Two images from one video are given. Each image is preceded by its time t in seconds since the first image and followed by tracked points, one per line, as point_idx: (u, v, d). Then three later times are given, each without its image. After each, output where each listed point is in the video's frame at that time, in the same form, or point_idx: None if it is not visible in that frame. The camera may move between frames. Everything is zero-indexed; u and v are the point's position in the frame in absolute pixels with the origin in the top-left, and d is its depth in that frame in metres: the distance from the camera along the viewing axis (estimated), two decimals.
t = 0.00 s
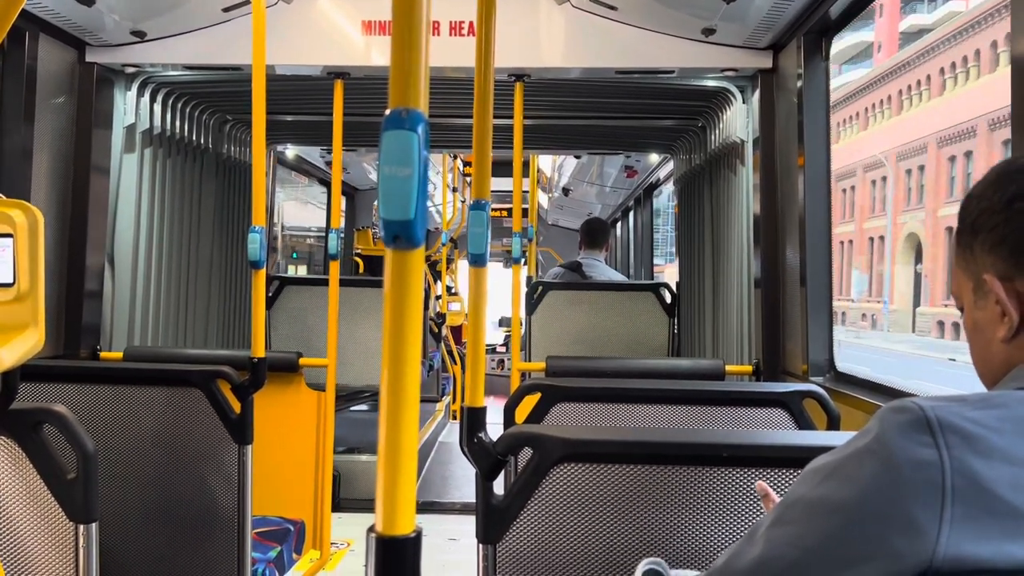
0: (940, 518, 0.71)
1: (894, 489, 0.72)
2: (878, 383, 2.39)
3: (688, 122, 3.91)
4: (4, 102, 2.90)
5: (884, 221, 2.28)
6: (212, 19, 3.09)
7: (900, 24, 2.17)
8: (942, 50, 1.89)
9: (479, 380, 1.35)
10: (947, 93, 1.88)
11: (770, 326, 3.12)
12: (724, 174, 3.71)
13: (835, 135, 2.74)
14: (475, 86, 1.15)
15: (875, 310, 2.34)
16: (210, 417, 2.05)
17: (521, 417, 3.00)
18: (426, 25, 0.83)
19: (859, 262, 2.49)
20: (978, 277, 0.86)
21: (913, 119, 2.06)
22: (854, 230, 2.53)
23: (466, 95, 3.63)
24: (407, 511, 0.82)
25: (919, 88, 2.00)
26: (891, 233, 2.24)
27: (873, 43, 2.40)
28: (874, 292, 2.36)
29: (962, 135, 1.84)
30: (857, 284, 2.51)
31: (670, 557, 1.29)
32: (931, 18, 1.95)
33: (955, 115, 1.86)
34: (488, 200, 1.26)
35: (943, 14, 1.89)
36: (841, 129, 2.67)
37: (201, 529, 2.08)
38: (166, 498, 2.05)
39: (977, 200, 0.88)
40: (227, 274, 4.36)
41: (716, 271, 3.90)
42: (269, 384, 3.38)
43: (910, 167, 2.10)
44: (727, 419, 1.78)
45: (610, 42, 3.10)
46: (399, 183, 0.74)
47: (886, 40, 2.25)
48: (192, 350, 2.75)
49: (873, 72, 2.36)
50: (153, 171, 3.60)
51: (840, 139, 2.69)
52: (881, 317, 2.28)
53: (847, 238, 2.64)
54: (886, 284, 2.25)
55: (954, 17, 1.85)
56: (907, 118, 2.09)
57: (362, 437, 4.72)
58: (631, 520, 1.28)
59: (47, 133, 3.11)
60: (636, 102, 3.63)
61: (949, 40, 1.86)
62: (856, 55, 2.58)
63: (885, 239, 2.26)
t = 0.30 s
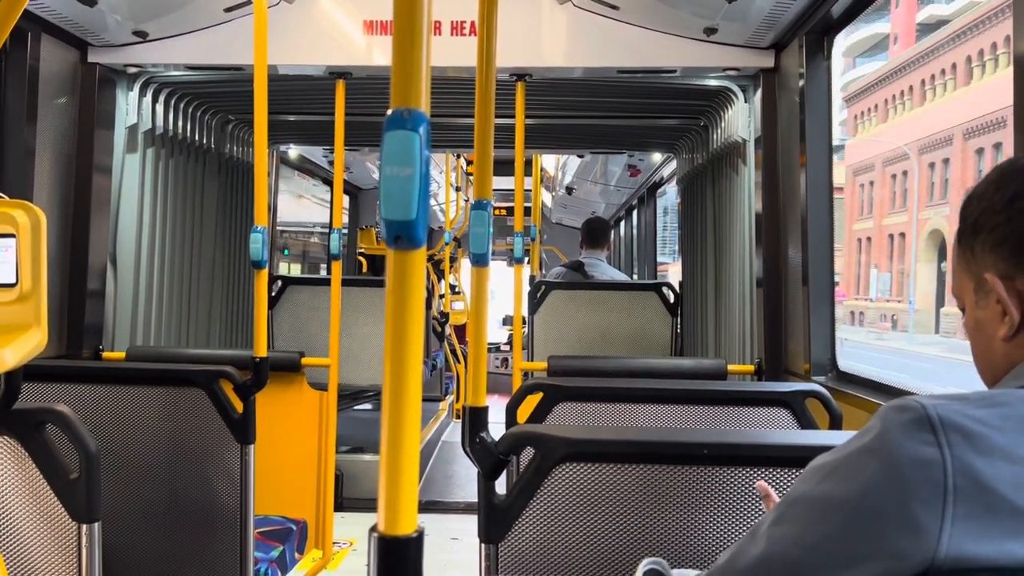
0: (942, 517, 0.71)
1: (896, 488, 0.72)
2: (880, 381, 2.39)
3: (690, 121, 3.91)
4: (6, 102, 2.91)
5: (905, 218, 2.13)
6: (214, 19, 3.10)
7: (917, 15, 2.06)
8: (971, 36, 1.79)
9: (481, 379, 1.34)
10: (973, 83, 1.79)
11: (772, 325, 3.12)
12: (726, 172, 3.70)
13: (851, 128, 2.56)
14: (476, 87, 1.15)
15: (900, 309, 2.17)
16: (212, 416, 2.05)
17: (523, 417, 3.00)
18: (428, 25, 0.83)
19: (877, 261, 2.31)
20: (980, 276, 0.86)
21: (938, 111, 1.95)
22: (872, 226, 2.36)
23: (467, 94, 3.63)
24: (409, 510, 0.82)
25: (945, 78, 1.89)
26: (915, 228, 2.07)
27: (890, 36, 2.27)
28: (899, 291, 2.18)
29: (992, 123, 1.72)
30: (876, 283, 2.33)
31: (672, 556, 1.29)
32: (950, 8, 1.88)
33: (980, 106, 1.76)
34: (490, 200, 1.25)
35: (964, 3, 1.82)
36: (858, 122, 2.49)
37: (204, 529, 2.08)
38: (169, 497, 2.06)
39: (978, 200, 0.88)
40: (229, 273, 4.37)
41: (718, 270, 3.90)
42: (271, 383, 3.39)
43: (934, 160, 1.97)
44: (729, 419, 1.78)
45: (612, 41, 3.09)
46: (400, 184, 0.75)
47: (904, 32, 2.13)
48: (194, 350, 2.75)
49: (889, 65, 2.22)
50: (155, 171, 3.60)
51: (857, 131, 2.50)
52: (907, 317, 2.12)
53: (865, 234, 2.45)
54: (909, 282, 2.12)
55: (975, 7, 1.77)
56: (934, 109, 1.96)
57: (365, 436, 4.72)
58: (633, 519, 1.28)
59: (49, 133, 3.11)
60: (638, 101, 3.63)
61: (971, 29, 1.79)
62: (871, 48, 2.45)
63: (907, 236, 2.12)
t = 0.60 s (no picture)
0: (945, 515, 0.71)
1: (900, 486, 0.71)
2: (884, 379, 2.38)
3: (693, 119, 3.90)
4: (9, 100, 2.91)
5: (929, 213, 2.08)
6: (216, 16, 3.10)
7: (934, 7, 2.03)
8: (985, 31, 1.78)
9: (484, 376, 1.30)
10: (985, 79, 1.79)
11: (776, 323, 3.11)
12: (730, 170, 3.69)
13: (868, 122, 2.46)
14: (480, 85, 1.14)
15: (921, 309, 2.11)
16: (215, 414, 2.05)
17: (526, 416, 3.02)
18: (430, 22, 0.83)
19: (897, 259, 2.25)
20: (984, 274, 0.86)
21: (963, 102, 1.90)
22: (891, 223, 2.30)
23: (470, 92, 3.64)
24: (412, 508, 0.82)
25: (971, 67, 1.85)
26: (940, 225, 2.03)
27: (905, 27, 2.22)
28: (921, 291, 2.12)
29: (1011, 117, 1.69)
30: (897, 283, 2.26)
31: (675, 555, 1.29)
32: None
33: (997, 101, 1.74)
34: (494, 197, 1.24)
35: None
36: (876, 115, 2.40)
37: (208, 527, 2.09)
38: (172, 495, 2.06)
39: (982, 196, 0.88)
40: (233, 272, 4.37)
41: (721, 268, 3.90)
42: (275, 382, 3.39)
43: (959, 154, 1.92)
44: (732, 417, 1.78)
45: (614, 39, 3.09)
46: (401, 181, 0.74)
47: (921, 23, 2.09)
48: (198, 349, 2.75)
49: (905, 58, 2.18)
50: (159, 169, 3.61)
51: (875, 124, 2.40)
52: (929, 318, 2.06)
53: (882, 232, 2.39)
54: (933, 281, 2.04)
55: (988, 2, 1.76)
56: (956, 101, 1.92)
57: (368, 434, 4.73)
58: (636, 518, 1.28)
59: (52, 132, 3.12)
60: (641, 98, 3.62)
61: (983, 25, 1.79)
62: (885, 40, 2.37)
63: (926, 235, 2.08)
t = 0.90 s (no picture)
0: (948, 513, 0.71)
1: (902, 484, 0.72)
2: (886, 375, 2.38)
3: (696, 116, 3.90)
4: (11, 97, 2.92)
5: (950, 211, 1.90)
6: (218, 13, 3.10)
7: None
8: (982, 33, 1.76)
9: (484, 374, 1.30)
10: (975, 84, 1.82)
11: (778, 320, 3.11)
12: (733, 167, 3.68)
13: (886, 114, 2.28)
14: (482, 80, 1.14)
15: (942, 311, 1.98)
16: (218, 411, 2.06)
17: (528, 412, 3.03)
18: (432, 17, 0.82)
19: (917, 258, 2.11)
20: (987, 270, 0.86)
21: (987, 93, 1.77)
22: (908, 220, 2.16)
23: (472, 89, 3.63)
24: (414, 505, 0.82)
25: (971, 67, 1.81)
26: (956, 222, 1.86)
27: (917, 20, 2.09)
28: (942, 290, 1.99)
29: None
30: (921, 282, 2.11)
31: (676, 552, 1.29)
32: None
33: (990, 104, 1.75)
34: (496, 194, 1.24)
35: None
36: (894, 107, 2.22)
37: (211, 523, 2.09)
38: (175, 491, 2.06)
39: (985, 192, 0.87)
40: (234, 269, 4.37)
41: (723, 264, 3.89)
42: (277, 379, 3.40)
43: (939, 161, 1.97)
44: (735, 413, 1.78)
45: (617, 35, 3.09)
46: (404, 178, 0.74)
47: (935, 16, 1.96)
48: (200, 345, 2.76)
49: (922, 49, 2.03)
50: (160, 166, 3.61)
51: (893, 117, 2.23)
52: (952, 319, 1.94)
53: (900, 230, 2.25)
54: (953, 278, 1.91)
55: (986, 4, 1.75)
56: (954, 102, 1.89)
57: (370, 431, 4.74)
58: (638, 515, 1.28)
59: (55, 128, 3.12)
60: (643, 95, 3.62)
61: (999, 17, 1.69)
62: (896, 34, 2.24)
63: (909, 237, 2.16)
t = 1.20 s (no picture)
0: (950, 512, 0.71)
1: (903, 482, 0.71)
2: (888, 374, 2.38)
3: (697, 114, 3.90)
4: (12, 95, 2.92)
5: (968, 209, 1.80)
6: (220, 11, 3.10)
7: None
8: (990, 31, 1.74)
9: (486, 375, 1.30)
10: (997, 75, 1.73)
11: (779, 319, 3.10)
12: (734, 165, 3.68)
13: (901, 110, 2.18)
14: (483, 78, 1.14)
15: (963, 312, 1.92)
16: (220, 410, 2.06)
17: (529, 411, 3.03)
18: (434, 15, 0.82)
19: (934, 257, 2.01)
20: (990, 268, 0.86)
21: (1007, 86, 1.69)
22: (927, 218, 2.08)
23: (473, 88, 3.63)
24: (415, 503, 0.82)
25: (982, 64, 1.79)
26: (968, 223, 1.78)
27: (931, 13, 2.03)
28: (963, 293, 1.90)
29: None
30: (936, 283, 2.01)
31: (677, 551, 1.29)
32: None
33: (1006, 99, 1.70)
34: (496, 192, 1.23)
35: None
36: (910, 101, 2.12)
37: (212, 521, 2.09)
38: (176, 489, 2.07)
39: (988, 191, 0.87)
40: (235, 267, 4.38)
41: (724, 263, 3.89)
42: (278, 377, 3.40)
43: (956, 156, 1.94)
44: (736, 412, 1.78)
45: (618, 33, 3.09)
46: (405, 176, 0.74)
47: (950, 9, 1.91)
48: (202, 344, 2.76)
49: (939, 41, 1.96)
50: (162, 163, 3.61)
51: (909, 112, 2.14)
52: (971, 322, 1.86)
53: (917, 228, 2.17)
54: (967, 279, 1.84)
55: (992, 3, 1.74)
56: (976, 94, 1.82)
57: (371, 430, 4.74)
58: (638, 514, 1.28)
59: (56, 127, 3.12)
60: (644, 94, 3.62)
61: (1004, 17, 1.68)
62: (909, 27, 2.16)
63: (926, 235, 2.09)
